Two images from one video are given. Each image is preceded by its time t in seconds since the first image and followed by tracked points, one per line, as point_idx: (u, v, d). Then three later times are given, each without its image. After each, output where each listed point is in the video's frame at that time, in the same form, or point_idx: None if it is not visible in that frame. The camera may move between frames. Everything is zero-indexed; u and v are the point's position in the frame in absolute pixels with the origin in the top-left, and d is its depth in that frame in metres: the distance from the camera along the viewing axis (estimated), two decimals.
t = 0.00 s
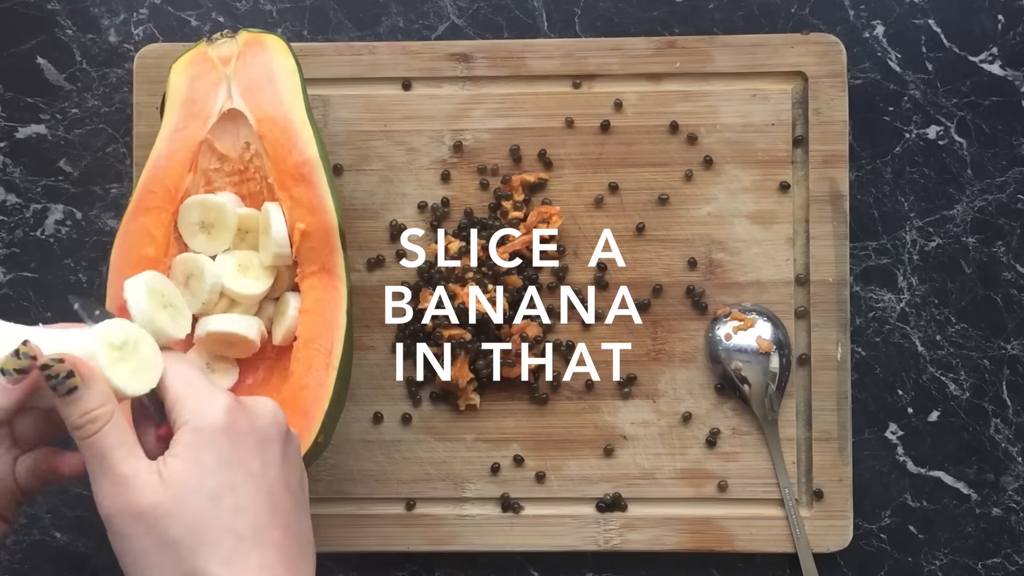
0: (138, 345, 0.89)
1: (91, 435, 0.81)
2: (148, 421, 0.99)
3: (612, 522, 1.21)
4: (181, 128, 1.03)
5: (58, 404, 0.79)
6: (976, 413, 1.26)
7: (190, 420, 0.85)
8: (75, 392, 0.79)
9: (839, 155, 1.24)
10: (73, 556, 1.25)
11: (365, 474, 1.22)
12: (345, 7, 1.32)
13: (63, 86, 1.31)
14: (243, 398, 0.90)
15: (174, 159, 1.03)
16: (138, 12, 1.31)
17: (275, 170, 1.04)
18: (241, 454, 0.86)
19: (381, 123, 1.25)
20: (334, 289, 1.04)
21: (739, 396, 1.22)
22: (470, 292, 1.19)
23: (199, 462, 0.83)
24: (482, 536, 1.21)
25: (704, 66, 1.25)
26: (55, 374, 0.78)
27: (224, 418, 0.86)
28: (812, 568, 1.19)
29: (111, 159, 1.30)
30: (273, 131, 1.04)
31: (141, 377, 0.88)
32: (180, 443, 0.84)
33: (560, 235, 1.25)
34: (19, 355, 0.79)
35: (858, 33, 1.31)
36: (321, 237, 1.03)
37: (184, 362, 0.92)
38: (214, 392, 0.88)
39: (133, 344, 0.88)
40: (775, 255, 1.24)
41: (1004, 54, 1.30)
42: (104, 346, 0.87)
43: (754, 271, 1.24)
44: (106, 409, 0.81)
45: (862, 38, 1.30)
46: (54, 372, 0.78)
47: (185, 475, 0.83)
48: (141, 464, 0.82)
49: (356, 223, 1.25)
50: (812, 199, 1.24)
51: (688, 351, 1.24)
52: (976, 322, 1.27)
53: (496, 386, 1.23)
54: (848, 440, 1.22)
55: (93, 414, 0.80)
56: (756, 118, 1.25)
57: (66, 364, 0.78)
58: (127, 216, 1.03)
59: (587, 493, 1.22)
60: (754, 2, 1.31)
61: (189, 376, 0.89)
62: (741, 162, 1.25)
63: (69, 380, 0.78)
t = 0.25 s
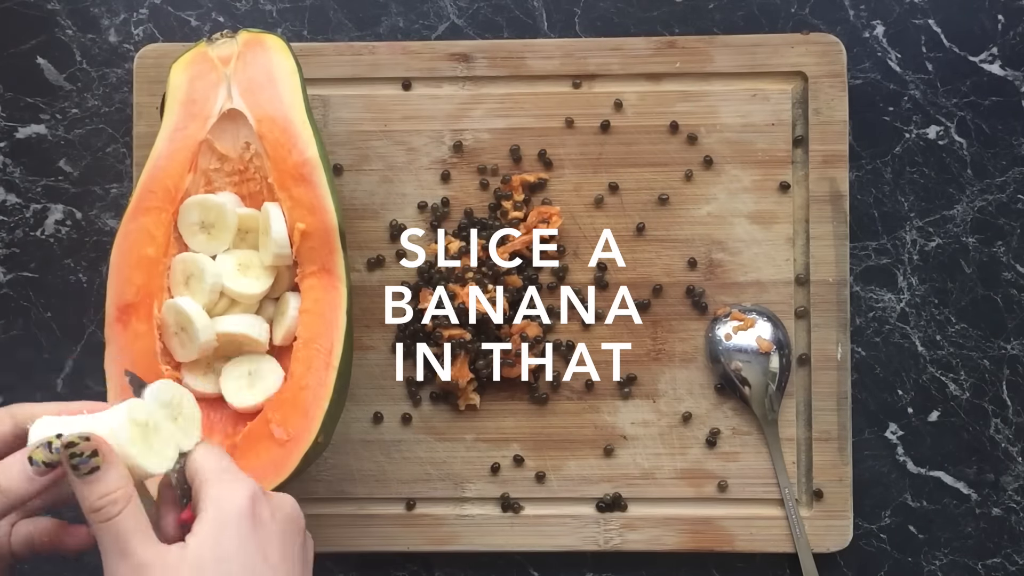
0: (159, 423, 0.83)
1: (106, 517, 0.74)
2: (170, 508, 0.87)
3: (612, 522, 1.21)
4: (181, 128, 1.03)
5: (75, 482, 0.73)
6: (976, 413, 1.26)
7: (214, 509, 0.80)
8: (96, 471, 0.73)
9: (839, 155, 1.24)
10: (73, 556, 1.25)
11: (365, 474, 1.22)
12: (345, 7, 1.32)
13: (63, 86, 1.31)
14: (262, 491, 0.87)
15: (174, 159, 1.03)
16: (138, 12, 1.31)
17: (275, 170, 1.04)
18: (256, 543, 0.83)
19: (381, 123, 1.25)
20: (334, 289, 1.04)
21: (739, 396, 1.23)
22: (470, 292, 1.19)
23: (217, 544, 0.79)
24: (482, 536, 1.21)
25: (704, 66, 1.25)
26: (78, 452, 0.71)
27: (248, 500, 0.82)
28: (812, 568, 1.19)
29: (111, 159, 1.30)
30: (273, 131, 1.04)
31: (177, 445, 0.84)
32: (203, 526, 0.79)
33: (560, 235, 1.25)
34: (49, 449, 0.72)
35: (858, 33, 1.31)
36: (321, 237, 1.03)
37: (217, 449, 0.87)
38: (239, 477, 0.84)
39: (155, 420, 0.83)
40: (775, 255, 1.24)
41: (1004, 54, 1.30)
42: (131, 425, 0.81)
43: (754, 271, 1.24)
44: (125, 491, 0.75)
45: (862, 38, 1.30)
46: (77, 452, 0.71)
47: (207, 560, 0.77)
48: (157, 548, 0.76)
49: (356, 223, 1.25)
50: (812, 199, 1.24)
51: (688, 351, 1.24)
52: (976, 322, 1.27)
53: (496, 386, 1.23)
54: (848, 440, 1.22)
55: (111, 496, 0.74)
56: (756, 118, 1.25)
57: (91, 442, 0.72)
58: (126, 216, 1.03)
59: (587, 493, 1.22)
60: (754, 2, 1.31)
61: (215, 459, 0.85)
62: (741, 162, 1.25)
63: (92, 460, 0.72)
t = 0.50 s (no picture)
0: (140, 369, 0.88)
1: (102, 459, 0.76)
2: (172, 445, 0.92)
3: (612, 522, 1.21)
4: (181, 128, 1.03)
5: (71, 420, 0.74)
6: (976, 413, 1.26)
7: (209, 446, 0.82)
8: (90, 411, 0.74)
9: (839, 156, 1.24)
10: (73, 556, 1.25)
11: (365, 474, 1.22)
12: (345, 7, 1.32)
13: (63, 86, 1.31)
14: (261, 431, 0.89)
15: (173, 159, 1.03)
16: (138, 12, 1.31)
17: (275, 170, 1.04)
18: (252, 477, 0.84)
19: (381, 123, 1.25)
20: (334, 288, 1.04)
21: (739, 396, 1.22)
22: (470, 292, 1.19)
23: (215, 482, 0.81)
24: (482, 536, 1.21)
25: (704, 66, 1.25)
26: (73, 391, 0.73)
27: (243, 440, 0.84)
28: (812, 568, 1.19)
29: (111, 159, 1.30)
30: (273, 131, 1.04)
31: (146, 396, 0.87)
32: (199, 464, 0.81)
33: (560, 235, 1.25)
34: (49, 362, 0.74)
35: (858, 33, 1.31)
36: (321, 237, 1.03)
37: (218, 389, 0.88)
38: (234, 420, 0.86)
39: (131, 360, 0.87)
40: (775, 255, 1.24)
41: (1004, 54, 1.30)
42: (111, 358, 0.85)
43: (754, 271, 1.24)
44: (119, 431, 0.76)
45: (862, 38, 1.30)
46: (73, 390, 0.73)
47: (205, 492, 0.80)
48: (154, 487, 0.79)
49: (356, 223, 1.25)
50: (812, 199, 1.24)
51: (688, 351, 1.24)
52: (976, 322, 1.27)
53: (496, 386, 1.23)
54: (848, 440, 1.22)
55: (106, 435, 0.75)
56: (756, 118, 1.25)
57: (86, 380, 0.74)
58: (126, 217, 1.03)
59: (587, 493, 1.22)
60: (754, 2, 1.31)
61: (214, 401, 0.86)
62: (741, 162, 1.25)
63: (87, 398, 0.73)
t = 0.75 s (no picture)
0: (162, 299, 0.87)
1: (106, 407, 0.78)
2: (174, 396, 0.91)
3: (612, 522, 1.21)
4: (181, 128, 1.03)
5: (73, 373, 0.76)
6: (976, 413, 1.26)
7: (208, 396, 0.81)
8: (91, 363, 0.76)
9: (839, 155, 1.24)
10: (73, 555, 1.25)
11: (365, 474, 1.22)
12: (345, 7, 1.32)
13: (63, 86, 1.31)
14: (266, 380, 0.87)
15: (173, 159, 1.03)
16: (138, 13, 1.31)
17: (275, 170, 1.04)
18: (257, 430, 0.83)
19: (381, 123, 1.25)
20: (334, 288, 1.04)
21: (740, 396, 1.22)
22: (470, 292, 1.19)
23: (215, 433, 0.81)
24: (482, 536, 1.21)
25: (704, 66, 1.25)
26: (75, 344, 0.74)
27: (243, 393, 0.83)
28: (812, 568, 1.19)
29: (111, 159, 1.30)
30: (272, 131, 1.04)
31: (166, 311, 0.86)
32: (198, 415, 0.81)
33: (560, 235, 1.25)
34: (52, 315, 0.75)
35: (858, 33, 1.30)
36: (321, 237, 1.03)
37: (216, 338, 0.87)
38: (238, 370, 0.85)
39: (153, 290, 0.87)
40: (775, 255, 1.24)
41: (1004, 53, 1.30)
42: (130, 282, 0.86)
43: (754, 271, 1.24)
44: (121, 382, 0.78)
45: (862, 38, 1.30)
46: (72, 343, 0.74)
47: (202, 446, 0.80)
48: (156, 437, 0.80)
49: (356, 223, 1.25)
50: (812, 199, 1.24)
51: (688, 351, 1.24)
52: (976, 322, 1.27)
53: (496, 386, 1.23)
54: (848, 440, 1.22)
55: (109, 385, 0.77)
56: (756, 118, 1.25)
57: (86, 334, 0.74)
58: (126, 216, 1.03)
59: (587, 493, 1.22)
60: (754, 2, 1.31)
61: (213, 350, 0.85)
62: (741, 162, 1.25)
63: (88, 351, 0.75)
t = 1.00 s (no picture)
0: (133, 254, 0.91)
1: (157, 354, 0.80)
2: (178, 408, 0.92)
3: (612, 522, 1.21)
4: (182, 128, 1.03)
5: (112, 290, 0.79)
6: (976, 413, 1.26)
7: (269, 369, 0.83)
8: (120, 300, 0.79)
9: (839, 155, 1.24)
10: (73, 555, 1.25)
11: (365, 474, 1.22)
12: (345, 7, 1.32)
13: (63, 86, 1.31)
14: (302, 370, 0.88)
15: (173, 159, 1.03)
16: (138, 12, 1.31)
17: (274, 170, 1.04)
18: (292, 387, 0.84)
19: (381, 123, 1.25)
20: (334, 288, 1.04)
21: (740, 396, 1.22)
22: (470, 292, 1.19)
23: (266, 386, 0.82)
24: (482, 536, 1.21)
25: (704, 66, 1.25)
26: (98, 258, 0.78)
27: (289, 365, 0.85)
28: (811, 568, 1.19)
29: (111, 159, 1.30)
30: (272, 131, 1.04)
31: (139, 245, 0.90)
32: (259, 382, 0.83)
33: (560, 235, 1.25)
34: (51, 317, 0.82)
35: (858, 33, 1.30)
36: (321, 237, 1.03)
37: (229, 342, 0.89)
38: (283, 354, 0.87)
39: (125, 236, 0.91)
40: (775, 255, 1.24)
41: (1004, 54, 1.30)
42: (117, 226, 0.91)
43: (754, 271, 1.24)
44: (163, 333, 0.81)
45: (862, 38, 1.30)
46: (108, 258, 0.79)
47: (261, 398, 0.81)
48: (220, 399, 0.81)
49: (356, 223, 1.25)
50: (812, 199, 1.24)
51: (688, 351, 1.24)
52: (976, 322, 1.27)
53: (496, 385, 1.23)
54: (848, 440, 1.22)
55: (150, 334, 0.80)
56: (756, 118, 1.25)
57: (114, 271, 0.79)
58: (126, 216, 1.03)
59: (587, 493, 1.22)
60: (754, 2, 1.31)
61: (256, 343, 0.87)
62: (741, 162, 1.25)
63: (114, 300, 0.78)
